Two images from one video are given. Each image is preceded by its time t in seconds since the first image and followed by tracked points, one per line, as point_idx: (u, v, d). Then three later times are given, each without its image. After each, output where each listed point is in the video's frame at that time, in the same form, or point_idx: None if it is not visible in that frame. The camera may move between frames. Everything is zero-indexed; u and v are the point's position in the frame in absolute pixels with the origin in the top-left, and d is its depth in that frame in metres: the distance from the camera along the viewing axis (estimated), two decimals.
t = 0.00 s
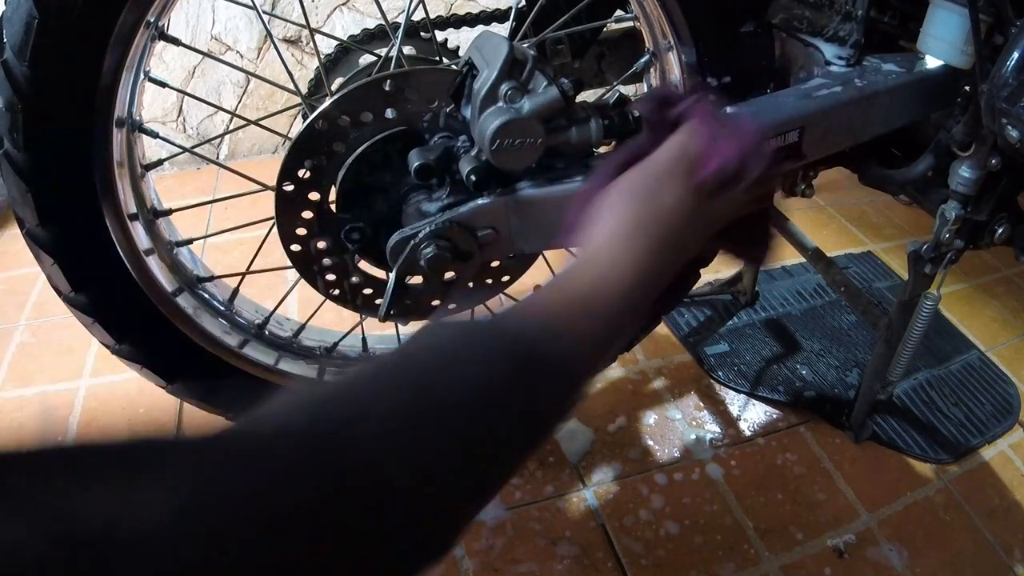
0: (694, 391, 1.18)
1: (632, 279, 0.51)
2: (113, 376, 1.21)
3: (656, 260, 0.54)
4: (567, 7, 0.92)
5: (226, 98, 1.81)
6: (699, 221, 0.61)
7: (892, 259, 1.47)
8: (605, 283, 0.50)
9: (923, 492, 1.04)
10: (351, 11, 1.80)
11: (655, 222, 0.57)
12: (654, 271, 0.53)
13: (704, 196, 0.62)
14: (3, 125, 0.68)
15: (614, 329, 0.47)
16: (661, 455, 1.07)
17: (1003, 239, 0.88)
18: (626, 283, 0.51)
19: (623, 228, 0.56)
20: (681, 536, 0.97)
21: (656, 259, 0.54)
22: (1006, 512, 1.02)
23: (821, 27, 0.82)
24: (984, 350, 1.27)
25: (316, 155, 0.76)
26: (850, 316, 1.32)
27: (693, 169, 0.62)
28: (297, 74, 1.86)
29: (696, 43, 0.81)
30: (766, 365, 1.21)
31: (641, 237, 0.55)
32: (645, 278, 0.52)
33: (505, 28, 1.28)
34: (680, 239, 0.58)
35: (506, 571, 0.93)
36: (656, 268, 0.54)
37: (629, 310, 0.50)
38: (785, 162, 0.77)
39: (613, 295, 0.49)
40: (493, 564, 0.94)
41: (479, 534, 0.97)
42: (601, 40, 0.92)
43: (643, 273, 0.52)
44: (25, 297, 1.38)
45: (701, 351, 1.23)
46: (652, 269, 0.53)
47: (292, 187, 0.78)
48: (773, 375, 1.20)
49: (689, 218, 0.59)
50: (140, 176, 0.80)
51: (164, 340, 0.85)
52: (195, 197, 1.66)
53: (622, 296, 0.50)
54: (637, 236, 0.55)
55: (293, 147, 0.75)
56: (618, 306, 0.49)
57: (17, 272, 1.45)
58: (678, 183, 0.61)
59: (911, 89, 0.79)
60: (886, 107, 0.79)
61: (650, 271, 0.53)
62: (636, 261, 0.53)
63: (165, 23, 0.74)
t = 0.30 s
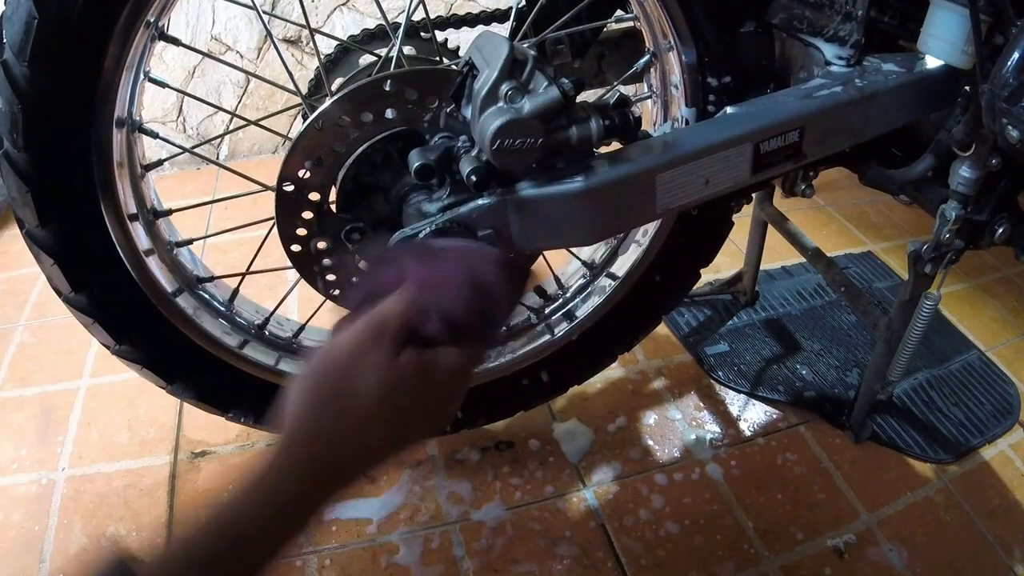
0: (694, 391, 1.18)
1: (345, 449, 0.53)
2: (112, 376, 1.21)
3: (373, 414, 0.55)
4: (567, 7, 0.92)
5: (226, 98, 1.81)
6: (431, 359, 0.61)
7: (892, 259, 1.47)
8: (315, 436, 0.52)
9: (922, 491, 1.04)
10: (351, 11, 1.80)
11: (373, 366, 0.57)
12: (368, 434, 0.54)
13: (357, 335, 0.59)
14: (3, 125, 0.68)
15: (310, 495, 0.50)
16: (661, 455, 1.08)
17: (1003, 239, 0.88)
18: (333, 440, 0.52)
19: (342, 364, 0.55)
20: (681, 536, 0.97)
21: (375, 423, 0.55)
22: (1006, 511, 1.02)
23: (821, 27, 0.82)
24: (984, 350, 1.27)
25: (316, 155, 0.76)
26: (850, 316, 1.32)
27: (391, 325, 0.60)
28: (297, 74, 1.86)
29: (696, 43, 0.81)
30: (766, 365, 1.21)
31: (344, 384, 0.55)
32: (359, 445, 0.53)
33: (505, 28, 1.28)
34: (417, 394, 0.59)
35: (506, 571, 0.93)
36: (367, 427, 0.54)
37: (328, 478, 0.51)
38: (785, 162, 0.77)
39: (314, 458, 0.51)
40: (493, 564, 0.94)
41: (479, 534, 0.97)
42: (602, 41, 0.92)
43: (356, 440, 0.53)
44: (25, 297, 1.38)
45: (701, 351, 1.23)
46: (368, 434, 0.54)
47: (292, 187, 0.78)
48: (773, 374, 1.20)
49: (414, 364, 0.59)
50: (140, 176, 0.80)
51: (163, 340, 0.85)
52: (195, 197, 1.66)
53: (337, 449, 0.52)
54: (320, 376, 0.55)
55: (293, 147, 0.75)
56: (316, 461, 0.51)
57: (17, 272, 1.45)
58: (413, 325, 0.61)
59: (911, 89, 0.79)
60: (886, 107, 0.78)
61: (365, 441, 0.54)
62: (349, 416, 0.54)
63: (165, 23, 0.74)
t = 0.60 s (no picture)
0: (694, 391, 1.18)
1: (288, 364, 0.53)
2: (112, 376, 1.21)
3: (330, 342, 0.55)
4: (567, 7, 0.92)
5: (226, 98, 1.82)
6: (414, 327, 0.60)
7: (892, 259, 1.47)
8: (268, 339, 0.53)
9: (922, 491, 1.04)
10: (351, 11, 1.80)
11: (351, 299, 0.57)
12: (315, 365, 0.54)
13: (353, 266, 0.59)
14: (3, 125, 0.68)
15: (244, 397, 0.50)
16: (661, 455, 1.08)
17: (1003, 239, 0.88)
18: (281, 352, 0.53)
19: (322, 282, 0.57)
20: (681, 536, 0.97)
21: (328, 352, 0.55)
22: (1006, 511, 1.02)
23: (821, 28, 0.82)
24: (984, 350, 1.27)
25: (316, 156, 0.76)
26: (850, 316, 1.32)
27: (387, 268, 0.59)
28: (297, 74, 1.86)
29: (696, 43, 0.81)
30: (766, 365, 1.21)
31: (320, 303, 0.55)
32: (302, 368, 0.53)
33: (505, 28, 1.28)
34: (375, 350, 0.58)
35: (506, 571, 0.93)
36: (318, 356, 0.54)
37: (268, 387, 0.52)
38: (784, 162, 0.77)
39: (259, 360, 0.52)
40: (493, 564, 0.94)
41: (479, 534, 0.98)
42: (601, 41, 0.92)
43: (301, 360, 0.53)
44: (25, 298, 1.38)
45: (701, 351, 1.23)
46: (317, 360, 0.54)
47: (292, 187, 0.78)
48: (773, 374, 1.20)
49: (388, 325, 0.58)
50: (140, 176, 0.80)
51: (163, 341, 0.85)
52: (195, 198, 1.66)
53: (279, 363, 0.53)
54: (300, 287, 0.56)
55: (293, 147, 0.75)
56: (258, 362, 0.52)
57: (17, 272, 1.45)
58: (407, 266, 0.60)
59: (911, 89, 0.79)
60: (886, 107, 0.78)
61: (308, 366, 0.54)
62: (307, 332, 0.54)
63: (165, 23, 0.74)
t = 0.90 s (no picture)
0: (694, 390, 1.18)
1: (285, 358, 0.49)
2: (112, 376, 1.21)
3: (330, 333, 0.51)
4: (567, 7, 0.92)
5: (226, 98, 1.82)
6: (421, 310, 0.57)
7: (892, 259, 1.47)
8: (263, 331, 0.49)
9: (923, 491, 1.04)
10: (351, 11, 1.80)
11: (354, 287, 0.53)
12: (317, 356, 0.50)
13: (357, 254, 0.55)
14: (3, 125, 0.68)
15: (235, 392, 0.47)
16: (661, 455, 1.08)
17: (1003, 239, 0.88)
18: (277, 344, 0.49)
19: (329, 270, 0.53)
20: (681, 536, 0.97)
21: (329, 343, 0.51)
22: (1006, 511, 1.02)
23: (821, 27, 0.82)
24: (984, 350, 1.27)
25: (316, 155, 0.76)
26: (850, 316, 1.32)
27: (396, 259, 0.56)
28: (297, 74, 1.87)
29: (696, 43, 0.81)
30: (766, 365, 1.21)
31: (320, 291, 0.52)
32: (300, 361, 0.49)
33: (505, 28, 1.28)
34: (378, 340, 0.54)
35: (506, 571, 0.93)
36: (320, 347, 0.50)
37: (262, 382, 0.48)
38: (785, 162, 0.77)
39: (254, 355, 0.48)
40: (493, 564, 0.94)
41: (479, 534, 0.97)
42: (602, 41, 0.92)
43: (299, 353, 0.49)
44: (25, 297, 1.38)
45: (701, 351, 1.23)
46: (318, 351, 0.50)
47: (292, 187, 0.78)
48: (773, 374, 1.20)
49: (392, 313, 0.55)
50: (140, 176, 0.80)
51: (163, 340, 0.85)
52: (195, 198, 1.66)
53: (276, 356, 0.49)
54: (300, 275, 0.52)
55: (293, 147, 0.75)
56: (249, 355, 0.48)
57: (17, 272, 1.45)
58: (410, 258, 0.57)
59: (911, 89, 0.79)
60: (886, 106, 0.78)
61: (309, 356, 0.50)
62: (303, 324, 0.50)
63: (165, 23, 0.74)
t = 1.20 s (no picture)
0: (694, 391, 1.18)
1: (336, 377, 0.52)
2: (112, 376, 1.21)
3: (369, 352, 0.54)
4: (567, 7, 0.92)
5: (226, 98, 1.82)
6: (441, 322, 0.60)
7: (892, 259, 1.47)
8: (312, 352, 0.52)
9: (923, 491, 1.04)
10: (351, 11, 1.80)
11: (382, 310, 0.57)
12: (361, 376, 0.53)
13: (374, 278, 0.58)
14: (3, 125, 0.68)
15: (292, 415, 0.50)
16: (661, 455, 1.08)
17: (1003, 239, 0.88)
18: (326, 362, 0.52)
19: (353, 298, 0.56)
20: (681, 536, 0.97)
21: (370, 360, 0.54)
22: (1006, 512, 1.02)
23: (821, 27, 0.82)
24: (984, 350, 1.27)
25: (316, 156, 0.76)
26: (850, 316, 1.32)
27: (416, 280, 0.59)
28: (297, 74, 1.87)
29: (696, 43, 0.81)
30: (766, 365, 1.21)
31: (358, 310, 0.55)
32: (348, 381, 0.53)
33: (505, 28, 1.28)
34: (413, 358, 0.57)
35: (506, 571, 0.93)
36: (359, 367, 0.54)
37: (310, 406, 0.51)
38: (785, 162, 0.77)
39: (308, 375, 0.51)
40: (493, 564, 0.94)
41: (478, 534, 0.98)
42: (601, 41, 0.92)
43: (350, 371, 0.53)
44: (25, 297, 1.38)
45: (701, 351, 1.23)
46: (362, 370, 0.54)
47: (292, 187, 0.78)
48: (773, 374, 1.20)
49: (427, 328, 0.59)
50: (140, 176, 0.80)
51: (162, 341, 0.85)
52: (195, 197, 1.66)
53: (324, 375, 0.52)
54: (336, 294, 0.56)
55: (293, 147, 0.75)
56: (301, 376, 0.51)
57: (17, 272, 1.45)
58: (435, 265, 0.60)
59: (911, 89, 0.79)
60: (886, 107, 0.78)
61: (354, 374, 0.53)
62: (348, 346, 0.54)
63: (165, 23, 0.74)
